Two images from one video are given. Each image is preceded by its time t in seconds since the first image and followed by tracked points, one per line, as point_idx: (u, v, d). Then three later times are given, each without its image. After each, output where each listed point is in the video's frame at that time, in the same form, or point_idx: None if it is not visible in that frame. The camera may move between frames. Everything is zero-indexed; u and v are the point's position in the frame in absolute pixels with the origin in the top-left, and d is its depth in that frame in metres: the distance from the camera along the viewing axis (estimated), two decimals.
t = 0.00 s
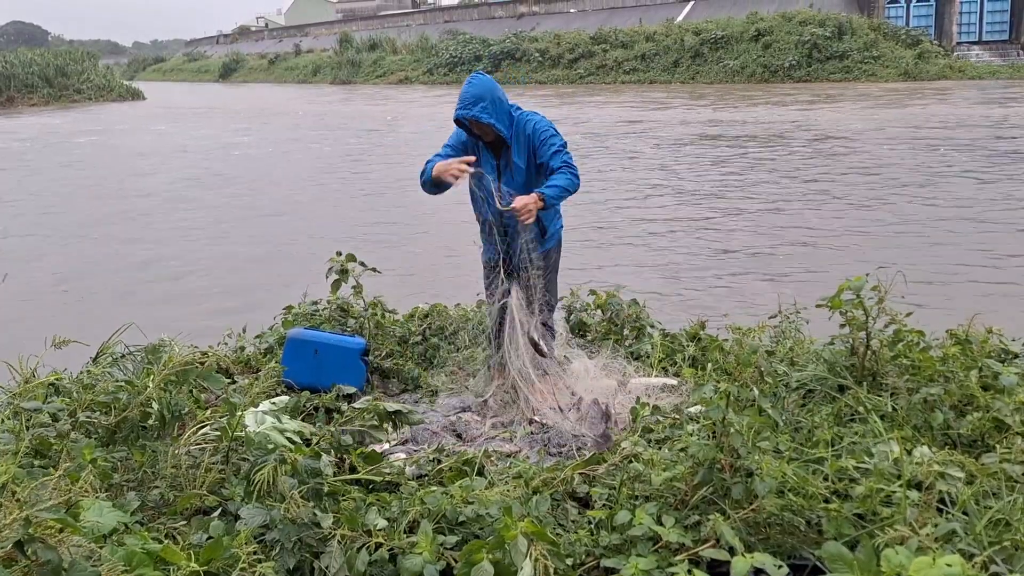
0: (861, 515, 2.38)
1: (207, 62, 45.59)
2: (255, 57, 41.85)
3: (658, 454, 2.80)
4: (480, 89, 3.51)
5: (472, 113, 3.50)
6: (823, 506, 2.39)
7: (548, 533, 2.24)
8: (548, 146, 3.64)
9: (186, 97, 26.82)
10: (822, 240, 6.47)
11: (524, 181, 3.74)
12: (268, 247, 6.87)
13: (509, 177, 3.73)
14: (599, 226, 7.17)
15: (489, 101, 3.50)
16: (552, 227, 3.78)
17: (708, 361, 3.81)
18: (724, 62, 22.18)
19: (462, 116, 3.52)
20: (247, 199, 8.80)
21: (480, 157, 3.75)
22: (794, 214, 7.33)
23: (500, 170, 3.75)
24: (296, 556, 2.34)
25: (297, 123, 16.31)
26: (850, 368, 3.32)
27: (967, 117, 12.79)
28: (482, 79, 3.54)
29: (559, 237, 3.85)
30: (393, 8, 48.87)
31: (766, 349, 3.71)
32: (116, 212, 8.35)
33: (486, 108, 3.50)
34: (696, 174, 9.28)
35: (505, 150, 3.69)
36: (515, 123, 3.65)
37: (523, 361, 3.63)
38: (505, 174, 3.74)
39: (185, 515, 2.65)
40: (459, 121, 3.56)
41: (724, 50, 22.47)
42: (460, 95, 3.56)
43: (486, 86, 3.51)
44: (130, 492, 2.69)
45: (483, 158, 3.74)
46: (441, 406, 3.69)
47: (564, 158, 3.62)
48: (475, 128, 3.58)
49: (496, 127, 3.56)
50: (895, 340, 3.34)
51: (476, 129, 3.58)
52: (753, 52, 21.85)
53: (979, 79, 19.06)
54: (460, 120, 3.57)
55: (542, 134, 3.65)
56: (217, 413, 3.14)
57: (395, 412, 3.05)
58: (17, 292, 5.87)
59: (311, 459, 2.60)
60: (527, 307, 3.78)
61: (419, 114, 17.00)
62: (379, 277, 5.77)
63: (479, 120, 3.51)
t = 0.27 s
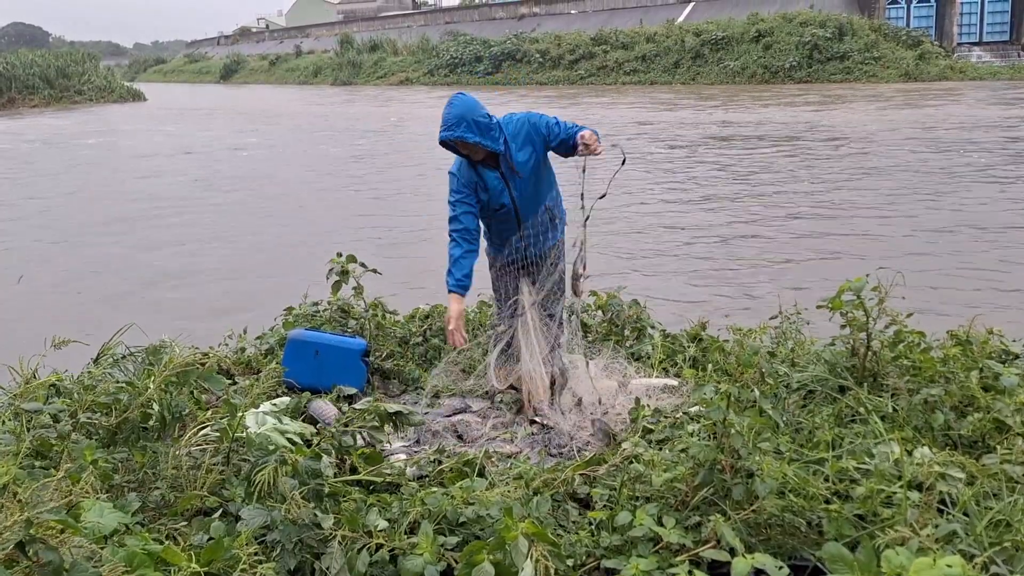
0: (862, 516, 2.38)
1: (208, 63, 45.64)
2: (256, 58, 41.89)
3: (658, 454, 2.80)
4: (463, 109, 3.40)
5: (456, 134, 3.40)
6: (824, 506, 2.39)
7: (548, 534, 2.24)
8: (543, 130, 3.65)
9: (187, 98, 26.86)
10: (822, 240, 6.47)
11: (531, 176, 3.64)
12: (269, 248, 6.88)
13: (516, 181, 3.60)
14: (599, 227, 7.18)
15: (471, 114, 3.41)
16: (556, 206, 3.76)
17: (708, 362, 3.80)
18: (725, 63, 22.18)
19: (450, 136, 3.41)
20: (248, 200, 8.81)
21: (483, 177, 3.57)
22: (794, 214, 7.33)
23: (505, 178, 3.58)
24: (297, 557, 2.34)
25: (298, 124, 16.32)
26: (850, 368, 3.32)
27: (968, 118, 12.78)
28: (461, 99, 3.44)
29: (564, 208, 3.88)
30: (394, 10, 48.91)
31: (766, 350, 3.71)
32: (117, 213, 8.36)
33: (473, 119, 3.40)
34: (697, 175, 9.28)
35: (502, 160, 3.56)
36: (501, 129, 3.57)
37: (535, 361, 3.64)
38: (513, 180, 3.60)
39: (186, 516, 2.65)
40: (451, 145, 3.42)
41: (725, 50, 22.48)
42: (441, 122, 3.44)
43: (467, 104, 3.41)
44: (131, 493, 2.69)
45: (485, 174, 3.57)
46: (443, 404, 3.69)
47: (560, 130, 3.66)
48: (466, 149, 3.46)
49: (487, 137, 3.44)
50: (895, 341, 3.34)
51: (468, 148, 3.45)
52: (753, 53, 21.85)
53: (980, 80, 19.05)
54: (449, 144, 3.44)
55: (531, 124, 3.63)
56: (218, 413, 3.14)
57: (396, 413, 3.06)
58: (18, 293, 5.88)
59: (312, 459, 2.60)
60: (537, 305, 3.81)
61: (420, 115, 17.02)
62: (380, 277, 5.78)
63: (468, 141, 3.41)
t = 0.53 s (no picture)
0: (863, 516, 2.38)
1: (209, 64, 45.66)
2: (256, 59, 41.91)
3: (659, 454, 2.80)
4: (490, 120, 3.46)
5: (483, 146, 3.44)
6: (825, 507, 2.39)
7: (549, 535, 2.24)
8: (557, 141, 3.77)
9: (188, 99, 26.89)
10: (823, 241, 6.46)
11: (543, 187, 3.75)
12: (269, 249, 6.88)
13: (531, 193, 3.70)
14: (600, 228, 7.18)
15: (496, 126, 3.47)
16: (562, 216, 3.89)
17: (709, 363, 3.80)
18: (726, 64, 22.17)
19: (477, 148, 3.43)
20: (249, 201, 8.82)
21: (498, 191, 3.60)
22: (795, 215, 7.33)
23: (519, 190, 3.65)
24: (298, 557, 2.35)
25: (299, 125, 16.32)
26: (851, 369, 3.32)
27: (968, 119, 12.77)
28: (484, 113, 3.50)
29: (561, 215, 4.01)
30: (394, 11, 48.94)
31: (767, 350, 3.71)
32: (118, 214, 8.36)
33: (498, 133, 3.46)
34: (697, 176, 9.27)
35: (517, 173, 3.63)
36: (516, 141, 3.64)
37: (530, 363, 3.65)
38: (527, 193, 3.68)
39: (187, 517, 2.65)
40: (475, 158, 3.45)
41: (726, 51, 22.47)
42: (464, 135, 3.46)
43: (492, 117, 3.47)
44: (132, 494, 2.69)
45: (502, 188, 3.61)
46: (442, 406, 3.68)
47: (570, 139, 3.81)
48: (488, 162, 3.50)
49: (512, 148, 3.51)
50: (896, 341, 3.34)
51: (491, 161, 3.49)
52: (754, 54, 21.86)
53: (980, 80, 19.03)
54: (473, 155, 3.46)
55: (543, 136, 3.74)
56: (219, 414, 3.15)
57: (397, 413, 3.07)
58: (19, 294, 5.89)
59: (313, 460, 2.60)
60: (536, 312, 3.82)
61: (421, 116, 17.02)
62: (380, 278, 5.78)
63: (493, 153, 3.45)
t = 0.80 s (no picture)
0: (863, 517, 2.39)
1: (210, 65, 45.67)
2: (257, 60, 41.92)
3: (660, 455, 2.80)
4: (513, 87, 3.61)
5: (505, 111, 3.59)
6: (825, 507, 2.39)
7: (550, 535, 2.25)
8: (572, 155, 3.80)
9: (189, 100, 26.89)
10: (824, 242, 6.46)
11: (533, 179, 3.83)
12: (270, 250, 6.88)
13: (521, 173, 3.80)
14: (601, 228, 7.18)
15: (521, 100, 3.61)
16: (548, 226, 3.92)
17: (709, 363, 3.81)
18: (726, 65, 22.15)
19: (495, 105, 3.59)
20: (250, 202, 8.82)
21: (488, 148, 3.79)
22: (796, 216, 7.33)
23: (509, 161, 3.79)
24: (299, 558, 2.35)
25: (299, 125, 16.31)
26: (852, 370, 3.33)
27: (969, 120, 12.77)
28: (511, 79, 3.65)
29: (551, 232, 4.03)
30: (395, 12, 48.97)
31: (768, 351, 3.71)
32: (119, 214, 8.36)
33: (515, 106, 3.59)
34: (698, 177, 9.27)
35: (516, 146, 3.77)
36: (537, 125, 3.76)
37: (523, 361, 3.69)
38: (515, 169, 3.80)
39: (188, 518, 2.65)
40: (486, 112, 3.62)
41: (726, 52, 22.48)
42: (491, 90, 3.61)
43: (516, 85, 3.62)
44: (133, 494, 2.70)
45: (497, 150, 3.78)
46: (439, 400, 3.65)
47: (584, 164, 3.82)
48: (500, 124, 3.66)
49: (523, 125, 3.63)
50: (897, 342, 3.34)
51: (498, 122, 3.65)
52: (754, 55, 21.85)
53: (981, 81, 19.02)
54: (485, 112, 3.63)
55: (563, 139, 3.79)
56: (220, 415, 3.15)
57: (398, 414, 3.08)
58: (21, 295, 5.89)
59: (314, 460, 2.60)
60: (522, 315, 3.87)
61: (422, 117, 17.03)
62: (381, 279, 5.77)
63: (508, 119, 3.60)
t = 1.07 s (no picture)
0: (864, 518, 2.39)
1: (210, 66, 45.69)
2: (258, 61, 41.93)
3: (661, 456, 2.80)
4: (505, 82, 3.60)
5: (494, 106, 3.59)
6: (826, 508, 2.40)
7: (551, 537, 2.25)
8: (566, 151, 3.71)
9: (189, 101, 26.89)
10: (825, 243, 6.47)
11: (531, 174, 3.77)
12: (271, 251, 6.89)
13: (517, 168, 3.76)
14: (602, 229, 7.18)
15: (512, 95, 3.60)
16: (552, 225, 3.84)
17: (710, 364, 3.81)
18: (727, 66, 22.16)
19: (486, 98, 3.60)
20: (251, 203, 8.82)
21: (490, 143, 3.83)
22: (796, 217, 7.33)
23: (506, 156, 3.77)
24: (300, 559, 2.35)
25: (299, 126, 16.32)
26: (852, 371, 3.33)
27: (969, 121, 12.77)
28: (506, 74, 3.64)
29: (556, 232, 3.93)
30: (395, 13, 49.00)
31: (768, 352, 3.72)
32: (119, 215, 8.37)
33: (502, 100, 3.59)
34: (698, 178, 9.27)
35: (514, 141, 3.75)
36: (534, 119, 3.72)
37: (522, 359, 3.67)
38: (513, 164, 3.77)
39: (190, 519, 2.66)
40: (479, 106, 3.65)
41: (727, 53, 22.51)
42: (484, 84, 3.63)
43: (509, 80, 3.61)
44: (134, 495, 2.70)
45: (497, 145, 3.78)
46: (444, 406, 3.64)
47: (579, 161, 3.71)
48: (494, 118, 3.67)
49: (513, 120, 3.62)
50: (898, 343, 3.34)
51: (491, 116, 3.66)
52: (755, 56, 21.85)
53: (982, 82, 19.02)
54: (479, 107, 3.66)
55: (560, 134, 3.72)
56: (221, 416, 3.15)
57: (399, 415, 3.08)
58: (22, 295, 5.90)
59: (316, 461, 2.59)
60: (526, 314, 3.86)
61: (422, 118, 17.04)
62: (382, 280, 5.77)
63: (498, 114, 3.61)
